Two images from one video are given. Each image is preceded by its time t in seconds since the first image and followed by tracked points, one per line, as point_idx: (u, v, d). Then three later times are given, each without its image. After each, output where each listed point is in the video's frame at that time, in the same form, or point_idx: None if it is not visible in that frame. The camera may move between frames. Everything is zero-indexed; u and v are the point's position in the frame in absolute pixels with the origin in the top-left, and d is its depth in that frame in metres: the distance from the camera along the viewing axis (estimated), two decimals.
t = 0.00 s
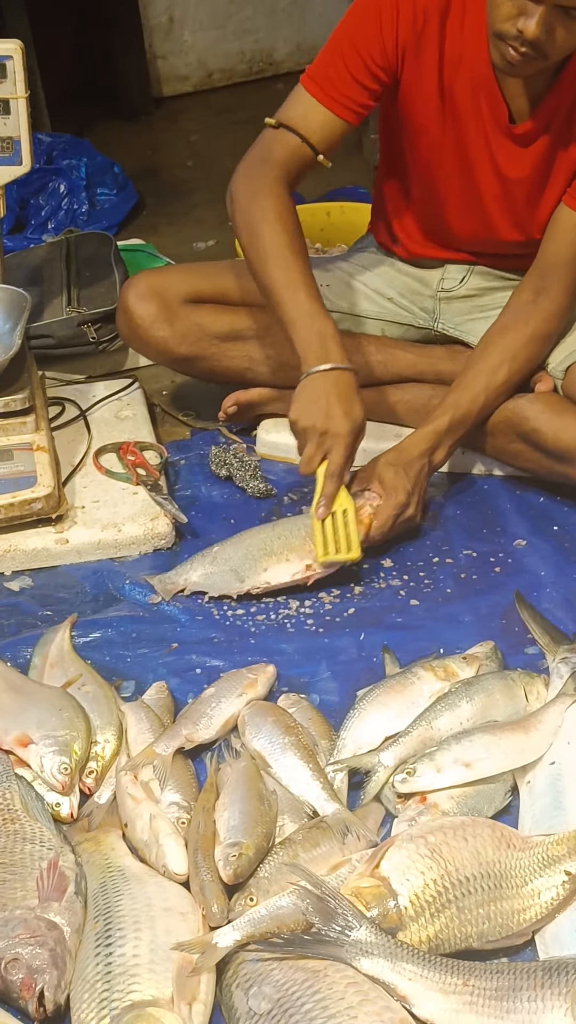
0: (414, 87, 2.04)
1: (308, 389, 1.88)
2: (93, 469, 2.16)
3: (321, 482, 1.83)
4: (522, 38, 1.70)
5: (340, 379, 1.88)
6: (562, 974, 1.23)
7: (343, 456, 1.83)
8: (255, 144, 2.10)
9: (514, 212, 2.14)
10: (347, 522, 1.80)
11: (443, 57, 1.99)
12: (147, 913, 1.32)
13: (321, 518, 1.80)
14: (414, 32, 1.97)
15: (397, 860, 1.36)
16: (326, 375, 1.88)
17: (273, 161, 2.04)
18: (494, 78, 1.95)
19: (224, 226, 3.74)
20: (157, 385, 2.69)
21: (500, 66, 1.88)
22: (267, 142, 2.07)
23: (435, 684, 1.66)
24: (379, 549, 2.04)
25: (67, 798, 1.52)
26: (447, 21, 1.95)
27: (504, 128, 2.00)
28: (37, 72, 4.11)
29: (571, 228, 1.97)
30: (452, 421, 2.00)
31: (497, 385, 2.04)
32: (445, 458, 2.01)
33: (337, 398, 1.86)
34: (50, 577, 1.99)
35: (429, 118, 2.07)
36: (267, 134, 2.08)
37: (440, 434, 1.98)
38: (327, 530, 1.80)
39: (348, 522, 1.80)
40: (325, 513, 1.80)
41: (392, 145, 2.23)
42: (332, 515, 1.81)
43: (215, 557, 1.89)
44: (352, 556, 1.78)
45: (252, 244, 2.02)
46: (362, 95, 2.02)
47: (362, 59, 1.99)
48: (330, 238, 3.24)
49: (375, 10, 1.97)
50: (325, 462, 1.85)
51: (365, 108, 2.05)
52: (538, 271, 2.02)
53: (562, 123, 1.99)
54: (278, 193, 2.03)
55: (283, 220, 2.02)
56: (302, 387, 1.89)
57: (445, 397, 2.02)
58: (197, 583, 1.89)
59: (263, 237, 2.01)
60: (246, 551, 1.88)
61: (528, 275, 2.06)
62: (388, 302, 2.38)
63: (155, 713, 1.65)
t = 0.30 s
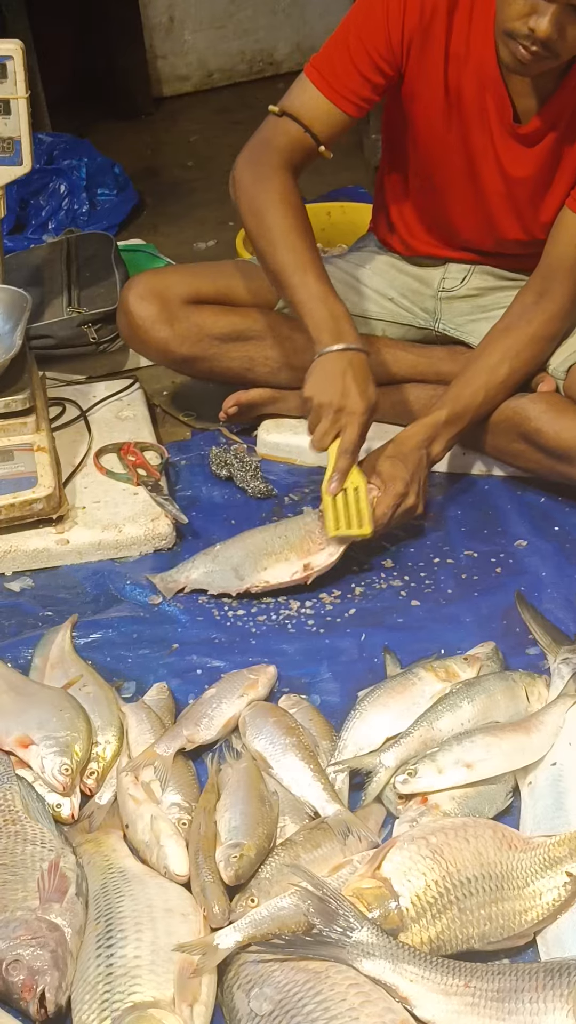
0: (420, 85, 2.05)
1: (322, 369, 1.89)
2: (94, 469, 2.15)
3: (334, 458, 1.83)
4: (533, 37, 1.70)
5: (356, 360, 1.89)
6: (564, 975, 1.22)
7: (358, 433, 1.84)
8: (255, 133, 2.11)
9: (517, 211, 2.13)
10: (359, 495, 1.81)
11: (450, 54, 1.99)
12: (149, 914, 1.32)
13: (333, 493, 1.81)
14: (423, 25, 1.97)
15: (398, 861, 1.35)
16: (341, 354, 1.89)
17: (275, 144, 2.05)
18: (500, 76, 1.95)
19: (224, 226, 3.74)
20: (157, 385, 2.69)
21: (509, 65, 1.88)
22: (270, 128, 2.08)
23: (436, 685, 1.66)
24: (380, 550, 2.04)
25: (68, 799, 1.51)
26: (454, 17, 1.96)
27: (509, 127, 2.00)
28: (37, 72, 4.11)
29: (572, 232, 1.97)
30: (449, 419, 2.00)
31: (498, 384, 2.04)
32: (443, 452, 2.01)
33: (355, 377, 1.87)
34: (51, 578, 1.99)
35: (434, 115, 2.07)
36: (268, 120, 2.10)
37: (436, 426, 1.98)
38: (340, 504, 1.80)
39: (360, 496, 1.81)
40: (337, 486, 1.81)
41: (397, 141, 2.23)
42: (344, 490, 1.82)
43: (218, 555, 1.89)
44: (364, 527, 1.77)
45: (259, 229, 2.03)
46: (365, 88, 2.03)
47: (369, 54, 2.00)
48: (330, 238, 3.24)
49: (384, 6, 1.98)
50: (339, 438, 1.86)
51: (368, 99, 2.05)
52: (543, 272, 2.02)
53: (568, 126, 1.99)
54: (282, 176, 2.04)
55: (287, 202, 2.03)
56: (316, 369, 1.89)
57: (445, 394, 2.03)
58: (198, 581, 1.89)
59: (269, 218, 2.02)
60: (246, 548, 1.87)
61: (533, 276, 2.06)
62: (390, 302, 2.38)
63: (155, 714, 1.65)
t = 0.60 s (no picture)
0: (424, 84, 2.05)
1: (329, 354, 1.91)
2: (94, 470, 2.15)
3: (349, 442, 1.83)
4: (539, 38, 1.70)
5: (363, 344, 1.91)
6: (565, 976, 1.22)
7: (371, 416, 1.85)
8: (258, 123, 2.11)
9: (519, 210, 2.13)
10: (377, 479, 1.81)
11: (454, 54, 1.99)
12: (149, 915, 1.32)
13: (352, 476, 1.79)
14: (429, 24, 1.97)
15: (399, 862, 1.35)
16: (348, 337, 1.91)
17: (277, 135, 2.06)
18: (504, 76, 1.95)
19: (224, 226, 3.74)
20: (157, 385, 2.68)
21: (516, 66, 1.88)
22: (271, 117, 2.09)
23: (436, 685, 1.66)
24: (381, 551, 2.04)
25: (68, 799, 1.51)
26: (460, 16, 1.95)
27: (513, 127, 2.00)
28: (37, 73, 4.11)
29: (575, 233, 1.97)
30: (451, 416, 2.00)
31: (499, 384, 2.04)
32: (444, 450, 2.00)
33: (362, 360, 1.89)
34: (51, 578, 1.98)
35: (439, 113, 2.07)
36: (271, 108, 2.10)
37: (438, 423, 1.98)
38: (361, 487, 1.79)
39: (379, 480, 1.80)
40: (356, 470, 1.79)
41: (401, 141, 2.23)
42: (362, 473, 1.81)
43: (217, 552, 1.88)
44: (387, 512, 1.76)
45: (262, 219, 2.05)
46: (368, 83, 2.04)
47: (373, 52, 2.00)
48: (331, 238, 3.23)
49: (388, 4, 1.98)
50: (353, 421, 1.86)
51: (368, 94, 2.05)
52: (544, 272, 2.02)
53: (572, 126, 1.98)
54: (284, 166, 2.05)
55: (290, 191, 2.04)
56: (323, 353, 1.91)
57: (447, 392, 2.02)
58: (197, 578, 1.88)
59: (272, 209, 2.03)
60: (247, 549, 1.87)
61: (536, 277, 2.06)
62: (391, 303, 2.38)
63: (156, 715, 1.65)
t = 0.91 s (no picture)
0: (426, 84, 2.04)
1: (323, 363, 1.91)
2: (94, 471, 2.15)
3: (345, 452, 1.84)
4: (538, 37, 1.70)
5: (358, 352, 1.91)
6: (566, 977, 1.22)
7: (367, 426, 1.85)
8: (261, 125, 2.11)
9: (520, 210, 2.13)
10: (374, 488, 1.80)
11: (456, 54, 1.98)
12: (149, 916, 1.32)
13: (349, 483, 1.79)
14: (428, 25, 1.97)
15: (400, 863, 1.35)
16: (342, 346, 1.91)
17: (280, 136, 2.05)
18: (506, 76, 1.94)
19: (224, 226, 3.74)
20: (157, 385, 2.68)
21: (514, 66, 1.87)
22: (274, 119, 2.08)
23: (437, 687, 1.65)
24: (381, 551, 2.04)
25: (68, 801, 1.51)
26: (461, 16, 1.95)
27: (515, 127, 2.00)
28: (37, 73, 4.11)
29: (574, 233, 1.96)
30: (453, 417, 1.99)
31: (500, 384, 2.04)
32: (445, 452, 2.00)
33: (358, 368, 1.89)
34: (52, 578, 1.98)
35: (441, 113, 2.07)
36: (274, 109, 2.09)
37: (439, 426, 1.97)
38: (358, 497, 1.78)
39: (376, 489, 1.80)
40: (353, 481, 1.79)
41: (402, 140, 2.22)
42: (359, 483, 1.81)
43: (214, 552, 1.89)
44: (383, 519, 1.75)
45: (261, 222, 2.04)
46: (368, 82, 2.02)
47: (373, 50, 2.00)
48: (331, 238, 3.23)
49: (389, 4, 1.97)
50: (349, 432, 1.86)
51: (370, 94, 2.04)
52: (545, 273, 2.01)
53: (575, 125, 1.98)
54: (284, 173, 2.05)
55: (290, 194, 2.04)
56: (319, 361, 1.91)
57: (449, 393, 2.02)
58: (196, 578, 1.89)
59: (273, 211, 2.02)
60: (246, 552, 1.87)
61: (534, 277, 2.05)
62: (391, 303, 2.38)
63: (156, 716, 1.65)
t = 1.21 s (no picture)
0: (421, 85, 2.04)
1: (311, 372, 1.90)
2: (95, 471, 2.15)
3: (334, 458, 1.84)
4: (527, 39, 1.69)
5: (344, 360, 1.90)
6: (567, 978, 1.21)
7: (355, 433, 1.84)
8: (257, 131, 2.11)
9: (519, 211, 2.13)
10: (365, 495, 1.80)
11: (451, 55, 1.99)
12: (150, 917, 1.32)
13: (337, 493, 1.80)
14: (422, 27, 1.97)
15: (401, 863, 1.35)
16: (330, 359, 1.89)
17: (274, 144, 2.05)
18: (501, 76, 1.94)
19: (224, 226, 3.73)
20: (157, 385, 2.68)
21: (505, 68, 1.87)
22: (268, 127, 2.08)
23: (438, 687, 1.65)
24: (381, 551, 2.04)
25: (69, 801, 1.51)
26: (455, 17, 1.95)
27: (510, 127, 1.99)
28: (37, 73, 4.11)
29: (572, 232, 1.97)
30: (448, 418, 1.99)
31: (500, 385, 2.03)
32: (441, 454, 2.00)
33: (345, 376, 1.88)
34: (52, 578, 1.98)
35: (436, 114, 2.06)
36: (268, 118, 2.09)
37: (435, 429, 1.97)
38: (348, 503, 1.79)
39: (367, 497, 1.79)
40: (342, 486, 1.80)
41: (398, 142, 2.22)
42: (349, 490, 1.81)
43: (209, 550, 1.90)
44: (373, 526, 1.75)
45: (255, 226, 2.04)
46: (363, 93, 2.03)
47: (367, 53, 2.00)
48: (331, 238, 3.23)
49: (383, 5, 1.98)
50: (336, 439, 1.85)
51: (365, 100, 2.04)
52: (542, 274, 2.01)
53: (571, 125, 1.97)
54: (279, 176, 2.04)
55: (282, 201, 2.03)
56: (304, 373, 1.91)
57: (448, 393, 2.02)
58: (189, 574, 1.90)
59: (265, 218, 2.02)
60: (239, 546, 1.88)
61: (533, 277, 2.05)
62: (391, 303, 2.38)
63: (157, 716, 1.64)
